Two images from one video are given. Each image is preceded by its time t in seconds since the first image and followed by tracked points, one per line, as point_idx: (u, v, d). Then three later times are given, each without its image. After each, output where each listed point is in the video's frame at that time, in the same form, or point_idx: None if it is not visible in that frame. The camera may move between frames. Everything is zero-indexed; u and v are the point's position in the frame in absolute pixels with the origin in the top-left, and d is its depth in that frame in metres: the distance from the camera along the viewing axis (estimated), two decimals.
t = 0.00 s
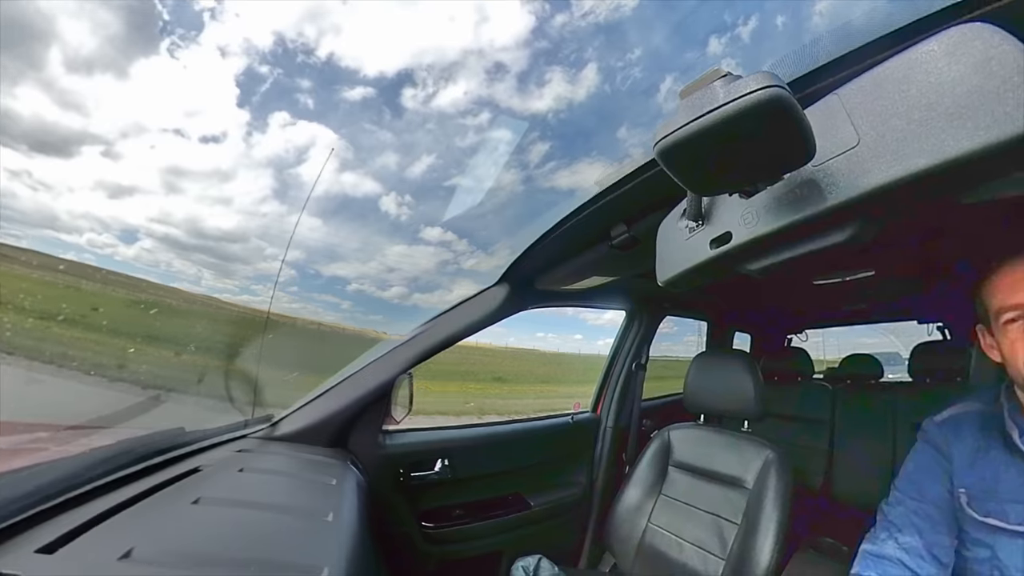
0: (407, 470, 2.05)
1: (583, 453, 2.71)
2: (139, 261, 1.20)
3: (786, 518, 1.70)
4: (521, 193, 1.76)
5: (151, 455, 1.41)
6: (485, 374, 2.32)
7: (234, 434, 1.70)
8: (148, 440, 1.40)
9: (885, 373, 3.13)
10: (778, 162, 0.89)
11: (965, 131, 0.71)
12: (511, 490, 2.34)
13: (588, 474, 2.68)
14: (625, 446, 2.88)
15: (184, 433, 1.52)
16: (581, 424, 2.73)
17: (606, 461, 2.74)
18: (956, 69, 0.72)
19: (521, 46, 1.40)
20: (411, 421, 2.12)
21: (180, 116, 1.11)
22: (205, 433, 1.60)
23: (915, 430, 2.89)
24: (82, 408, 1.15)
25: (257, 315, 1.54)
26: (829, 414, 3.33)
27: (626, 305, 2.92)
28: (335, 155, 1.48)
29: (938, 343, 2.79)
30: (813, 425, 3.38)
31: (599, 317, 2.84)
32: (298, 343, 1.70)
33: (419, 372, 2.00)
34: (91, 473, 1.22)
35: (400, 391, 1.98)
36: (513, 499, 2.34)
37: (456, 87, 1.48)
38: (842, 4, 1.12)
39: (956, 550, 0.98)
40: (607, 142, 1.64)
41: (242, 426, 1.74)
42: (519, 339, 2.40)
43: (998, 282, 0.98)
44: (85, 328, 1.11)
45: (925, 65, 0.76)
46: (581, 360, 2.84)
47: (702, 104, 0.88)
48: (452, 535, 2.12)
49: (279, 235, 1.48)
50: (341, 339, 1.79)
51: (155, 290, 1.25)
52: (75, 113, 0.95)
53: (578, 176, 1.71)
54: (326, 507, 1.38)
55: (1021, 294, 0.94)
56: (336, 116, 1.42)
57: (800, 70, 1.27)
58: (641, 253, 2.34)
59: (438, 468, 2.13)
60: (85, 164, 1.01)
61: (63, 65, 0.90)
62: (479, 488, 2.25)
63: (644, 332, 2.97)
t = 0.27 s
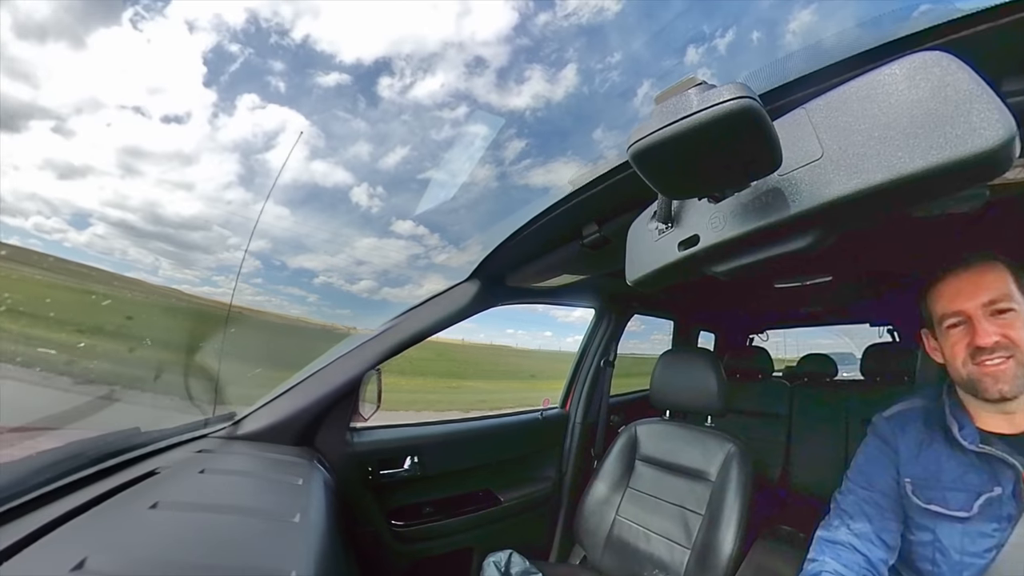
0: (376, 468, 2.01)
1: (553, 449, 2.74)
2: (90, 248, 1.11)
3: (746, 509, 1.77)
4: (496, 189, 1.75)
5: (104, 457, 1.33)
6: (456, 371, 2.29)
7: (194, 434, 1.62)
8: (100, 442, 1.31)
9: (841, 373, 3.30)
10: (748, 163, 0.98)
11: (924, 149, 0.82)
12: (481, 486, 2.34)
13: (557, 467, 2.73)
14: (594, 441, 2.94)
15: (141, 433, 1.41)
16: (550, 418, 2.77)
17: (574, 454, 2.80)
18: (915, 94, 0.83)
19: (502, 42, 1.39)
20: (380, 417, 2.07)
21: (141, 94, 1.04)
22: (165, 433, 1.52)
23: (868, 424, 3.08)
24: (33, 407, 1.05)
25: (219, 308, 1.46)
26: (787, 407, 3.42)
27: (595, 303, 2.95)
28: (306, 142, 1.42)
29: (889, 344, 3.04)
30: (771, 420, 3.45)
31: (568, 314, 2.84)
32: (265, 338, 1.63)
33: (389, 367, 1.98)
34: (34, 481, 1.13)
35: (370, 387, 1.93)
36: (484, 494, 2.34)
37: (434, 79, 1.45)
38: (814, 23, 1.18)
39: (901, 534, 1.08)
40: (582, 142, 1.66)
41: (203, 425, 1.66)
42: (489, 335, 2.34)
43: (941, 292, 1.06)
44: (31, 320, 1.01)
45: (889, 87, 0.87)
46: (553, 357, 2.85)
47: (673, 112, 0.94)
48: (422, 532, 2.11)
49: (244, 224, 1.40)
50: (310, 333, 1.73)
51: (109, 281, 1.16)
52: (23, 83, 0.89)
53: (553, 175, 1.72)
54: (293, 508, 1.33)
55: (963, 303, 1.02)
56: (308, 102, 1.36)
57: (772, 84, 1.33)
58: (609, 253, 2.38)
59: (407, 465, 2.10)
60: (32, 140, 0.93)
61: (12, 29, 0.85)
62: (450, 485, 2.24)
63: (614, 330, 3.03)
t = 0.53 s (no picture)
0: (343, 468, 1.95)
1: (524, 445, 2.74)
2: (37, 235, 1.01)
3: (711, 502, 1.84)
4: (469, 184, 1.73)
5: (54, 462, 1.21)
6: (424, 368, 2.25)
7: (150, 434, 1.50)
8: (48, 446, 1.20)
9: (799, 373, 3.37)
10: (709, 178, 0.97)
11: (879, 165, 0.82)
12: (451, 483, 2.33)
13: (528, 464, 2.73)
14: (563, 438, 2.96)
15: (93, 435, 1.31)
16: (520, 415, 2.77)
17: (543, 452, 2.80)
18: (875, 111, 0.83)
19: (483, 37, 1.37)
20: (348, 416, 2.01)
21: (98, 69, 0.97)
22: (118, 433, 1.40)
23: (823, 421, 3.12)
24: None
25: (176, 300, 1.37)
26: (749, 404, 3.46)
27: (566, 302, 2.98)
28: (276, 127, 1.36)
29: (845, 346, 3.09)
30: (733, 416, 3.50)
31: (538, 311, 2.88)
32: (232, 331, 1.54)
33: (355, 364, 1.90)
34: None
35: (336, 385, 1.86)
36: (455, 492, 2.33)
37: (411, 69, 1.41)
38: (786, 40, 1.23)
39: (853, 521, 1.21)
40: (558, 141, 1.67)
41: (159, 425, 1.54)
42: (459, 331, 2.32)
43: (896, 294, 1.19)
44: None
45: (850, 102, 0.86)
46: (522, 353, 2.86)
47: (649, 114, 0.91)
48: (392, 532, 2.06)
49: (206, 211, 1.31)
50: (280, 328, 1.65)
51: (58, 270, 1.07)
52: None
53: (527, 172, 1.72)
54: (259, 509, 1.27)
55: (916, 306, 1.16)
56: (278, 85, 1.30)
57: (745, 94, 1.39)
58: (581, 254, 2.39)
59: (376, 464, 2.06)
60: None
61: None
62: (420, 483, 2.21)
63: (583, 327, 3.06)
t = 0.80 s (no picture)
0: (310, 467, 1.89)
1: (494, 441, 2.75)
2: None
3: (676, 493, 1.91)
4: (442, 178, 1.71)
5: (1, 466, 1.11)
6: (395, 364, 2.19)
7: (104, 436, 1.40)
8: None
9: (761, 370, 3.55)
10: (684, 177, 1.02)
11: (847, 173, 0.88)
12: (421, 480, 2.32)
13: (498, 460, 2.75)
14: (533, 432, 3.01)
15: (40, 438, 1.21)
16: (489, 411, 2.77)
17: (513, 446, 2.83)
18: (838, 128, 0.90)
19: (464, 30, 1.35)
20: (316, 414, 1.95)
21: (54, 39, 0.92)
22: (66, 435, 1.29)
23: (782, 415, 3.33)
24: None
25: (133, 291, 1.26)
26: (712, 399, 3.64)
27: (537, 299, 3.00)
28: (243, 111, 1.29)
29: (804, 345, 3.26)
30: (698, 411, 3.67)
31: (509, 308, 2.88)
32: (196, 326, 1.45)
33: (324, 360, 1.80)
34: None
35: (302, 380, 1.78)
36: (424, 488, 2.32)
37: (389, 58, 1.37)
38: (760, 54, 1.28)
39: (811, 509, 1.30)
40: (533, 140, 1.68)
41: (114, 425, 1.43)
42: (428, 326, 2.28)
43: (870, 292, 1.29)
44: None
45: (815, 117, 0.93)
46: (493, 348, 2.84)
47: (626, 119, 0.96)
48: (360, 531, 2.02)
49: (165, 198, 1.23)
50: (246, 323, 1.56)
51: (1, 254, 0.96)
52: None
53: (501, 168, 1.71)
54: (223, 509, 1.21)
55: (888, 304, 1.26)
56: (247, 66, 1.25)
57: (721, 100, 1.43)
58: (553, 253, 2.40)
59: (343, 463, 2.01)
60: None
61: None
62: (387, 480, 2.19)
63: (553, 324, 3.11)
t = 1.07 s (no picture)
0: (277, 467, 1.79)
1: (464, 437, 2.71)
2: None
3: (645, 486, 1.93)
4: (415, 171, 1.69)
5: None
6: (362, 358, 2.11)
7: (53, 441, 1.27)
8: None
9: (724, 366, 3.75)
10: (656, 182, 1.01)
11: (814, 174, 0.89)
12: (391, 478, 2.24)
13: (468, 457, 2.71)
14: (503, 428, 2.99)
15: None
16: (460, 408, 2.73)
17: (483, 442, 2.80)
18: (804, 137, 0.91)
19: (446, 23, 1.31)
20: (281, 411, 1.84)
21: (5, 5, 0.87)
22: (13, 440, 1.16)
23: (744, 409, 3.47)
24: None
25: (84, 283, 1.17)
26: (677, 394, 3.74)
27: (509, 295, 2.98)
28: (208, 93, 1.21)
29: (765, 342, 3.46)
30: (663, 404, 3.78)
31: (481, 303, 2.84)
32: (155, 320, 1.35)
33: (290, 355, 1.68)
34: None
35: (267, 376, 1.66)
36: (395, 487, 2.24)
37: (366, 45, 1.32)
38: (734, 66, 1.34)
39: (771, 498, 1.33)
40: (509, 136, 1.68)
41: (64, 428, 1.29)
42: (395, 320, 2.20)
43: (838, 289, 1.31)
44: None
45: (783, 125, 0.93)
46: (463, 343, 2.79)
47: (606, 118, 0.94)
48: (331, 532, 1.93)
49: (120, 181, 1.15)
50: (206, 317, 1.48)
51: None
52: None
53: (476, 164, 1.72)
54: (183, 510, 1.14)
55: (856, 303, 1.28)
56: (215, 46, 1.17)
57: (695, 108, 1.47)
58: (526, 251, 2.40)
59: (311, 462, 1.91)
60: None
61: None
62: (356, 479, 2.09)
63: (524, 320, 3.09)
